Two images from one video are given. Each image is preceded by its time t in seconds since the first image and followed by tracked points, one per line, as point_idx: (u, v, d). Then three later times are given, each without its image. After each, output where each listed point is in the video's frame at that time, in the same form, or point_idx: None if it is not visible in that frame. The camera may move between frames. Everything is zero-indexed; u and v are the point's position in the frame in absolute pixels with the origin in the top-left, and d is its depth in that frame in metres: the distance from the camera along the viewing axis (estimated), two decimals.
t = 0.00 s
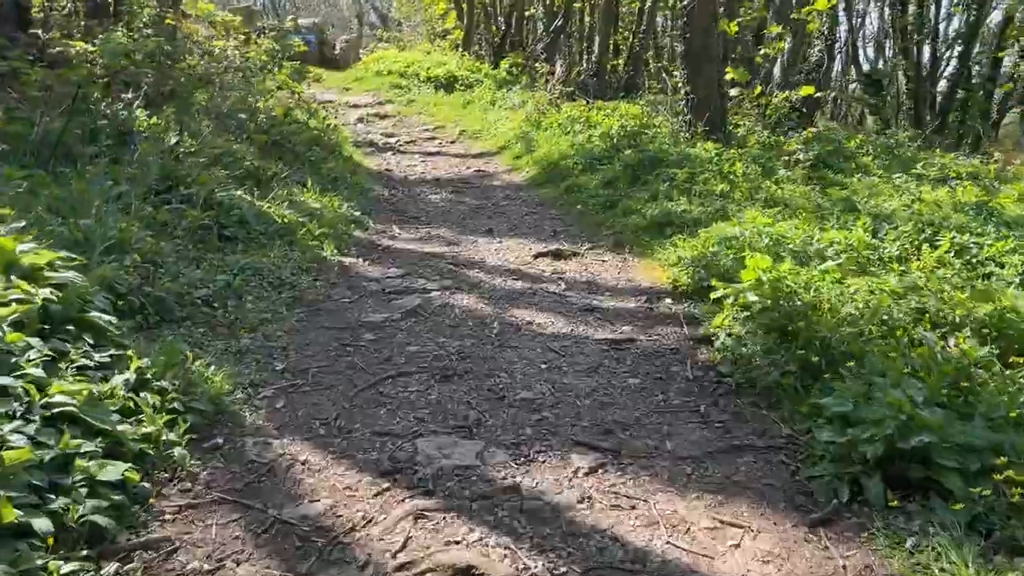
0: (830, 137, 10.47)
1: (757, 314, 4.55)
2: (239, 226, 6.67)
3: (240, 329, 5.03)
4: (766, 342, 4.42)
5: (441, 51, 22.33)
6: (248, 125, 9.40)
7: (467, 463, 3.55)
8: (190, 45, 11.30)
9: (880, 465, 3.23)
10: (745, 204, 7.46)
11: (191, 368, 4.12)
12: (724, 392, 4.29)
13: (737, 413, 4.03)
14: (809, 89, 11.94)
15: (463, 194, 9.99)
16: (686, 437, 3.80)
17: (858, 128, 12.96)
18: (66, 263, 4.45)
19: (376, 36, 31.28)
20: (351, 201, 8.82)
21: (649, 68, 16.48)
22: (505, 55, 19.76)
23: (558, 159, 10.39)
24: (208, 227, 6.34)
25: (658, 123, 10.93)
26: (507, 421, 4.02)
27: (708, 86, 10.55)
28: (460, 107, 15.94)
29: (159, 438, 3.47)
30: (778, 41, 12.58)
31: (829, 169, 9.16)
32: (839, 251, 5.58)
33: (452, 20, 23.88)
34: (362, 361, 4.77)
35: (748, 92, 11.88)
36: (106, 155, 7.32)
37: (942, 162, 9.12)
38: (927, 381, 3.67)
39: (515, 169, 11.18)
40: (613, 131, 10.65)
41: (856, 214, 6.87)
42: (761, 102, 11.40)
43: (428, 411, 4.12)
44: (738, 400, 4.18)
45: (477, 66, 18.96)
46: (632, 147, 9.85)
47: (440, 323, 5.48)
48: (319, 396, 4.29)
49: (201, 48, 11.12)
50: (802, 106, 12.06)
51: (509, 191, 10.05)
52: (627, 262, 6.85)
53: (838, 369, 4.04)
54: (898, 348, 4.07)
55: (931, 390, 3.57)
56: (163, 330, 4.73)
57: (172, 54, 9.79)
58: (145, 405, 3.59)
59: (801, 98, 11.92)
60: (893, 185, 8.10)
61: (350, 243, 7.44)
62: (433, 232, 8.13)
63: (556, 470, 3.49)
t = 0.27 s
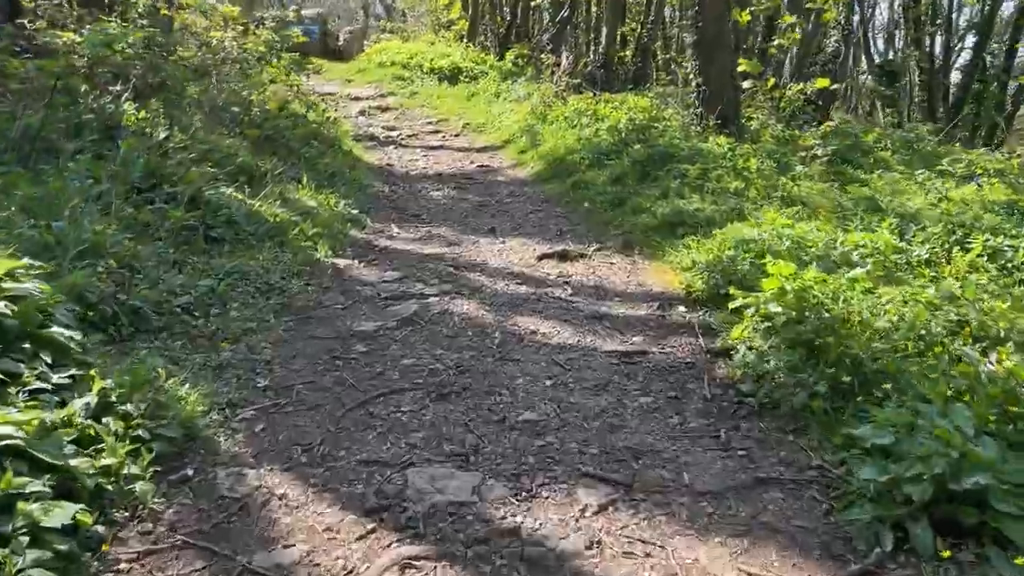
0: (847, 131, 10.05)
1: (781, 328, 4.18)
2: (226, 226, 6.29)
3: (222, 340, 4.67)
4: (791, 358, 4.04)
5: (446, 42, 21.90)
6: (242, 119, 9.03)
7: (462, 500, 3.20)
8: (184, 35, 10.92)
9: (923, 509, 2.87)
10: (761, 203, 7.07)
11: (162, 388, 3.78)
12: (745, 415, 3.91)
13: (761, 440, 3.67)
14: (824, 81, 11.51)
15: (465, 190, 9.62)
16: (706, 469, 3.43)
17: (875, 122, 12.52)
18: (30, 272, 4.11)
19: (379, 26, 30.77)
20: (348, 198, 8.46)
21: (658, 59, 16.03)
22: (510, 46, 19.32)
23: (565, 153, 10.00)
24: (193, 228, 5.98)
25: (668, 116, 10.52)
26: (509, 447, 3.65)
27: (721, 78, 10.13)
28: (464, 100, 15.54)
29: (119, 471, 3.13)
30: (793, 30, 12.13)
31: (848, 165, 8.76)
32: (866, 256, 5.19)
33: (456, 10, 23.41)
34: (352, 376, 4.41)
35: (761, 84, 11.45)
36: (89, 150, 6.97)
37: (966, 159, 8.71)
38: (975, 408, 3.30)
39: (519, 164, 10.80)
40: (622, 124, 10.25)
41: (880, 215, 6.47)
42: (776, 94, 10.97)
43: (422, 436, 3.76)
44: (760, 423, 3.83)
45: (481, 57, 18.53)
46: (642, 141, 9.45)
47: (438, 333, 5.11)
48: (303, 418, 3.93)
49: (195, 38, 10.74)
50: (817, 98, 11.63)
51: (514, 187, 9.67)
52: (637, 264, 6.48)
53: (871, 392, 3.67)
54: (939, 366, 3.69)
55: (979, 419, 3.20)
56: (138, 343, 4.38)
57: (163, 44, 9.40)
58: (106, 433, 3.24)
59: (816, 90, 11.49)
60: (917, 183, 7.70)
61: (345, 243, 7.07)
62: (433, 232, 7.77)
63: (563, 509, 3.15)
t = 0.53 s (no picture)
0: (869, 128, 9.61)
1: (814, 352, 3.78)
2: (212, 232, 5.89)
3: (199, 362, 4.29)
4: (826, 387, 3.64)
5: (450, 35, 21.45)
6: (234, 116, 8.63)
7: (458, 557, 2.82)
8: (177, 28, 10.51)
9: None
10: (782, 206, 6.66)
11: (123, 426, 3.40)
12: (775, 451, 3.52)
13: (795, 482, 3.28)
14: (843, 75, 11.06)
15: (468, 191, 9.22)
16: (734, 519, 3.04)
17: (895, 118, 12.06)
18: None
19: (383, 19, 30.34)
20: (345, 200, 8.07)
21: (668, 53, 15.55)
22: (516, 39, 18.87)
23: (572, 151, 9.58)
24: (175, 235, 5.60)
25: (680, 113, 10.09)
26: (512, 489, 3.27)
27: (736, 71, 9.69)
28: (468, 95, 15.11)
29: (68, 525, 2.73)
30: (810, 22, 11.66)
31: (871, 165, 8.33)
32: (901, 268, 4.78)
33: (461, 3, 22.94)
34: (341, 402, 4.02)
35: (777, 79, 11.00)
36: (70, 151, 6.58)
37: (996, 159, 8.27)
38: None
39: (525, 163, 10.39)
40: (632, 121, 9.83)
41: (910, 220, 6.05)
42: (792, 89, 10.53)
43: (415, 475, 3.38)
44: (793, 461, 3.43)
45: (487, 51, 18.09)
46: (653, 139, 9.03)
47: (436, 351, 4.71)
48: (285, 453, 3.55)
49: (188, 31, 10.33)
50: (835, 93, 11.18)
51: (519, 187, 9.26)
52: (650, 272, 6.07)
53: (919, 429, 3.28)
54: (995, 401, 3.29)
55: None
56: (105, 369, 4.00)
57: (153, 38, 9.00)
58: (56, 479, 2.85)
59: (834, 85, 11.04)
60: (946, 184, 7.27)
61: (340, 249, 6.68)
62: (434, 236, 7.37)
63: (573, 570, 2.77)
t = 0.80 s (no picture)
0: (891, 130, 9.20)
1: (854, 393, 3.40)
2: (198, 246, 5.53)
3: (176, 396, 3.92)
4: (868, 433, 3.26)
5: (455, 33, 21.02)
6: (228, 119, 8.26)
7: None
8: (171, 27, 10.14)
9: None
10: (805, 217, 6.26)
11: (83, 479, 3.05)
12: (813, 508, 3.15)
13: (838, 548, 2.91)
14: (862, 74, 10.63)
15: (472, 197, 8.84)
16: None
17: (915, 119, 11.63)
18: None
19: (387, 16, 29.94)
20: (343, 207, 7.71)
21: (678, 51, 15.11)
22: (522, 37, 18.45)
23: (581, 155, 9.20)
24: (157, 251, 5.24)
25: (692, 114, 9.69)
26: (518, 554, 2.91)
27: (751, 71, 9.28)
28: (473, 94, 14.72)
29: None
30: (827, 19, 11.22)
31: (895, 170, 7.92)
32: (942, 292, 4.39)
33: None
34: (330, 444, 3.66)
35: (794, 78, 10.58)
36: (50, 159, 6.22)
37: None
38: None
39: (532, 166, 10.00)
40: (643, 123, 9.43)
41: (944, 234, 5.66)
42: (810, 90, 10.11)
43: (409, 536, 3.02)
44: (833, 521, 3.07)
45: (492, 49, 17.68)
46: (665, 143, 8.63)
47: (435, 381, 4.34)
48: (264, 506, 3.19)
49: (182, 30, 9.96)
50: (854, 93, 10.76)
51: (525, 192, 8.88)
52: (665, 289, 5.69)
53: (977, 488, 2.90)
54: None
55: None
56: (71, 407, 3.64)
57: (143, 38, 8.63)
58: None
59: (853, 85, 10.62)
60: (977, 193, 6.87)
61: (336, 262, 6.31)
62: (436, 246, 7.00)
63: None
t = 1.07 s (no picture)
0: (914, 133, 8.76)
1: (906, 442, 2.97)
2: (178, 262, 5.13)
3: (141, 437, 3.52)
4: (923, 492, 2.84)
5: (459, 31, 20.60)
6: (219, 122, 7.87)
7: None
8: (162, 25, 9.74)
9: None
10: (830, 228, 5.83)
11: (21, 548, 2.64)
12: None
13: None
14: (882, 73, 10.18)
15: (475, 203, 8.43)
16: None
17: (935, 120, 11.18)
18: None
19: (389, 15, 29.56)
20: (339, 216, 7.31)
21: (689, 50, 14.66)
22: (527, 36, 18.03)
23: (589, 159, 8.78)
24: (132, 268, 4.84)
25: (706, 116, 9.26)
26: None
27: (768, 71, 8.84)
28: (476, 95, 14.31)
29: None
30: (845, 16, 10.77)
31: (922, 176, 7.48)
32: (993, 317, 3.95)
33: None
34: (310, 495, 3.25)
35: (810, 78, 10.15)
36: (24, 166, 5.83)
37: None
38: None
39: (537, 170, 9.58)
40: (654, 125, 9.01)
41: (984, 248, 5.22)
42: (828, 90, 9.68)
43: None
44: None
45: (496, 48, 17.26)
46: (678, 147, 8.20)
47: (431, 416, 3.92)
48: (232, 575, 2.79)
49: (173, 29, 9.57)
50: (873, 93, 10.31)
51: (530, 198, 8.47)
52: (682, 307, 5.28)
53: None
54: None
55: None
56: (20, 453, 3.24)
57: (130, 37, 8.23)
58: None
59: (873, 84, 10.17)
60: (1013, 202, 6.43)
61: (329, 277, 5.90)
62: (435, 258, 6.59)
63: None
